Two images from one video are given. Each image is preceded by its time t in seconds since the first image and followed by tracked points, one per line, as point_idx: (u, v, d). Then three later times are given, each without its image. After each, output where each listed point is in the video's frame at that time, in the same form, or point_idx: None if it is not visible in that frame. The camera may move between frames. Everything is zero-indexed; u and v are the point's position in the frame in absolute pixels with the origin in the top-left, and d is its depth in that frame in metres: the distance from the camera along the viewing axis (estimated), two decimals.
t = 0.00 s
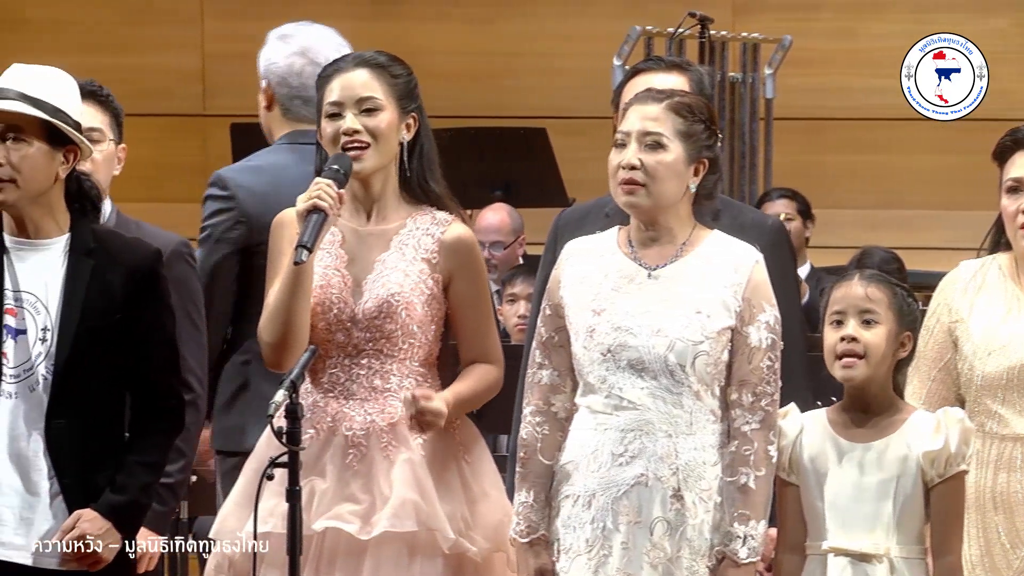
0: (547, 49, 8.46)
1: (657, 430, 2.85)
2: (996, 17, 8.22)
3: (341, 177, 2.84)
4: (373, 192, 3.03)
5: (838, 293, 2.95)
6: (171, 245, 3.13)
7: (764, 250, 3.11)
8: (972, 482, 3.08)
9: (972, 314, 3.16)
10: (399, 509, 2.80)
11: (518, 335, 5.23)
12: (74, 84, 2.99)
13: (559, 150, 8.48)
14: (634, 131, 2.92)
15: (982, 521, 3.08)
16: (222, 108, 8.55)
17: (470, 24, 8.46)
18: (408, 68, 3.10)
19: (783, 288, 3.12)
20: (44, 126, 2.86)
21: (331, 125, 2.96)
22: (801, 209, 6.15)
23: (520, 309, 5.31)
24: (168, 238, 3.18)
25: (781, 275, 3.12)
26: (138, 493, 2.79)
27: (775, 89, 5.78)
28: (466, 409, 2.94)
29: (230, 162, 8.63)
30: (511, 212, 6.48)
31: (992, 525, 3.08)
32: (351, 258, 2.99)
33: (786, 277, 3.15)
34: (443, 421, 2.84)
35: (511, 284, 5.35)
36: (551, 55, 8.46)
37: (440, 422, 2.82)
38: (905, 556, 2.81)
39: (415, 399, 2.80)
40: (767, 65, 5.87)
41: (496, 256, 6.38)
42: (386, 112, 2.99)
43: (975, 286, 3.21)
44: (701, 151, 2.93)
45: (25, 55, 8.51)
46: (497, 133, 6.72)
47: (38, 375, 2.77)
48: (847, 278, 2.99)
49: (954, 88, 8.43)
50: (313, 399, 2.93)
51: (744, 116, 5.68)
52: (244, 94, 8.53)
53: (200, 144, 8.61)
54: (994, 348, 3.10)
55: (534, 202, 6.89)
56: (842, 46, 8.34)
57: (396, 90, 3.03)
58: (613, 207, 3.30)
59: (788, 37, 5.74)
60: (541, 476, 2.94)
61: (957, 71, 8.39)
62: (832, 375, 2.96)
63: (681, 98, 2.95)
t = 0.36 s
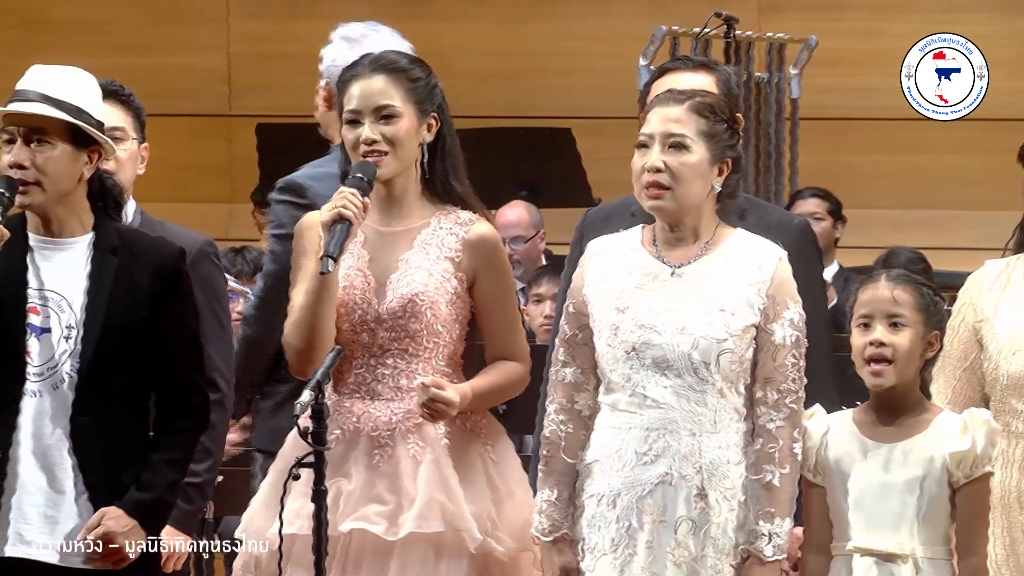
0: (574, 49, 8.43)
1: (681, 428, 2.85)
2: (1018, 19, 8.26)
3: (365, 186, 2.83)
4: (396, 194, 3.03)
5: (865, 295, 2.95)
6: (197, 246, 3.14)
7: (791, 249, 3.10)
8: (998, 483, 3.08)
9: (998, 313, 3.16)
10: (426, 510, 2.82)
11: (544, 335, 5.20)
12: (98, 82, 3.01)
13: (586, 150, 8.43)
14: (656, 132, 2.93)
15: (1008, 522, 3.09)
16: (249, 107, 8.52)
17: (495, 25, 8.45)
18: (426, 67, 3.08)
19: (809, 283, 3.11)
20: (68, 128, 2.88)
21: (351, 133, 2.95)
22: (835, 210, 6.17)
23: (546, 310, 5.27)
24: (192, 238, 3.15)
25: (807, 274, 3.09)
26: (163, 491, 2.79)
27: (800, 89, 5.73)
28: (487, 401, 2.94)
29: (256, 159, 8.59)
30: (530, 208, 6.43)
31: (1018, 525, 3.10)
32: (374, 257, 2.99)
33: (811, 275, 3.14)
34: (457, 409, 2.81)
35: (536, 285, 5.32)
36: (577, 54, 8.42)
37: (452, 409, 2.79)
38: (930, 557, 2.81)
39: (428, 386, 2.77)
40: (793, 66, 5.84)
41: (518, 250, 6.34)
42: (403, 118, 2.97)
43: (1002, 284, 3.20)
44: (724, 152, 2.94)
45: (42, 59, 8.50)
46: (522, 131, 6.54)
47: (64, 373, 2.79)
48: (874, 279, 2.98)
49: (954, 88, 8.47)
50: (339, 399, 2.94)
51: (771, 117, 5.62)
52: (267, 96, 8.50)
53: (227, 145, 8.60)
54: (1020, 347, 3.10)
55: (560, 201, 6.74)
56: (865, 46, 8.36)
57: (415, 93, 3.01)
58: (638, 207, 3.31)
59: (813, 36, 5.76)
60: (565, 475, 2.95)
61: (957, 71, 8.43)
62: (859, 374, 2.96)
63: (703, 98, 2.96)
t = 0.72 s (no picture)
0: (596, 49, 8.39)
1: (703, 430, 2.84)
2: None
3: (385, 195, 2.82)
4: (417, 194, 3.02)
5: (890, 294, 2.95)
6: (220, 247, 3.12)
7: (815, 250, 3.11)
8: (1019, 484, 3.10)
9: (1019, 315, 3.17)
10: (449, 511, 2.83)
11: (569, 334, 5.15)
12: (118, 84, 3.04)
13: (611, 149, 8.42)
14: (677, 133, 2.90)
15: None
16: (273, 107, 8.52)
17: (515, 25, 8.40)
18: (447, 67, 3.05)
19: (833, 285, 3.11)
20: (91, 131, 2.91)
21: (371, 135, 2.92)
22: (861, 210, 6.18)
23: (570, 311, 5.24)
24: (216, 240, 3.15)
25: (830, 274, 3.09)
26: (188, 491, 2.84)
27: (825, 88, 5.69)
28: (510, 404, 2.94)
29: (280, 158, 8.59)
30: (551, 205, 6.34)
31: None
32: (396, 257, 2.99)
33: (836, 277, 3.13)
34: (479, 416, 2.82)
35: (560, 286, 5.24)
36: (600, 55, 8.38)
37: (474, 417, 2.80)
38: (955, 557, 2.81)
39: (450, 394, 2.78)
40: (818, 65, 5.82)
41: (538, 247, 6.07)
42: (424, 119, 2.94)
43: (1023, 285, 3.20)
44: (745, 152, 2.91)
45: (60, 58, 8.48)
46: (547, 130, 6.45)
47: (88, 375, 2.82)
48: (898, 279, 2.99)
49: (954, 88, 8.45)
50: (363, 400, 2.95)
51: (795, 117, 5.62)
52: (293, 95, 8.50)
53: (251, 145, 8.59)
54: None
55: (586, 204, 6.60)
56: (887, 47, 8.31)
57: (436, 94, 2.98)
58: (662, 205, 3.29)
59: (838, 36, 5.74)
60: (588, 477, 2.95)
61: (957, 71, 8.39)
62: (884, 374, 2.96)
63: (724, 98, 2.93)
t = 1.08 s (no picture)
0: (626, 49, 8.44)
1: (729, 430, 2.83)
2: None
3: (413, 193, 2.82)
4: (445, 196, 3.04)
5: (917, 295, 2.96)
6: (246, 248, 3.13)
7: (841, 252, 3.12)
8: None
9: None
10: (475, 511, 2.82)
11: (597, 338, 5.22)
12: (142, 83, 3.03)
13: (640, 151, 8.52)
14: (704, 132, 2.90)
15: None
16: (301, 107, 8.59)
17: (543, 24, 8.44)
18: (475, 69, 3.08)
19: (858, 288, 3.12)
20: (114, 132, 2.90)
21: (402, 135, 2.95)
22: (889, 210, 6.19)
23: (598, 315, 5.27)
24: (243, 239, 3.17)
25: (855, 277, 3.10)
26: (214, 492, 2.83)
27: (851, 90, 5.85)
28: (535, 401, 2.95)
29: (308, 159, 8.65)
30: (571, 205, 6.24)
31: None
32: (423, 259, 3.01)
33: (863, 280, 3.13)
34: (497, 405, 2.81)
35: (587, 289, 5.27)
36: (628, 54, 8.44)
37: (492, 406, 2.78)
38: (982, 558, 2.83)
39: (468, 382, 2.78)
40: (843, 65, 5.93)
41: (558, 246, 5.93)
42: (455, 120, 2.97)
43: None
44: (772, 152, 2.92)
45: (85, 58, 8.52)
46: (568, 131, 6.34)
47: (114, 376, 2.83)
48: (925, 279, 3.00)
49: (954, 88, 8.52)
50: (389, 400, 2.96)
51: (822, 116, 5.75)
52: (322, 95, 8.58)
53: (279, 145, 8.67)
54: None
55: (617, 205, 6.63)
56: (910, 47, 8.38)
57: (465, 96, 3.01)
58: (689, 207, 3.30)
59: (865, 37, 5.79)
60: (614, 478, 2.95)
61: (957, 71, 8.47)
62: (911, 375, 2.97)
63: (750, 98, 2.94)
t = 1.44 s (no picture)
0: (652, 49, 8.50)
1: (755, 431, 2.82)
2: None
3: (436, 192, 2.82)
4: (471, 196, 3.07)
5: (942, 296, 2.97)
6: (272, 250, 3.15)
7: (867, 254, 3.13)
8: None
9: None
10: (503, 511, 2.85)
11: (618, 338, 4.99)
12: (165, 84, 3.02)
13: (667, 150, 8.56)
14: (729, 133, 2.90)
15: None
16: (330, 107, 8.65)
17: (570, 24, 8.49)
18: (502, 69, 3.08)
19: (884, 289, 3.13)
20: (139, 135, 2.89)
21: (426, 134, 2.95)
22: (915, 210, 6.17)
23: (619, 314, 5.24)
24: (269, 240, 3.19)
25: (881, 276, 3.11)
26: (241, 492, 2.83)
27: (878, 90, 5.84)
28: (559, 400, 2.96)
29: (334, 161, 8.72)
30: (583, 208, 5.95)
31: None
32: (450, 259, 3.03)
33: (889, 282, 3.14)
34: (515, 402, 2.83)
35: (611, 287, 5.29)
36: (654, 54, 8.50)
37: (509, 402, 2.80)
38: (1010, 558, 2.84)
39: (486, 378, 2.80)
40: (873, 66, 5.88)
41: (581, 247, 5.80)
42: (479, 120, 2.97)
43: None
44: (797, 153, 2.91)
45: (112, 58, 8.56)
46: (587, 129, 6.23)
47: (140, 377, 2.82)
48: (952, 279, 3.01)
49: (953, 89, 8.56)
50: (416, 400, 3.00)
51: (849, 117, 5.73)
52: (351, 94, 8.63)
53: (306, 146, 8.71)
54: None
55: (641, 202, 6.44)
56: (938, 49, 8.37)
57: (491, 96, 3.01)
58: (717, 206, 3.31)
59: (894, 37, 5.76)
60: (640, 479, 2.95)
61: (956, 71, 8.49)
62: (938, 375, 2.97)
63: (775, 99, 2.93)
